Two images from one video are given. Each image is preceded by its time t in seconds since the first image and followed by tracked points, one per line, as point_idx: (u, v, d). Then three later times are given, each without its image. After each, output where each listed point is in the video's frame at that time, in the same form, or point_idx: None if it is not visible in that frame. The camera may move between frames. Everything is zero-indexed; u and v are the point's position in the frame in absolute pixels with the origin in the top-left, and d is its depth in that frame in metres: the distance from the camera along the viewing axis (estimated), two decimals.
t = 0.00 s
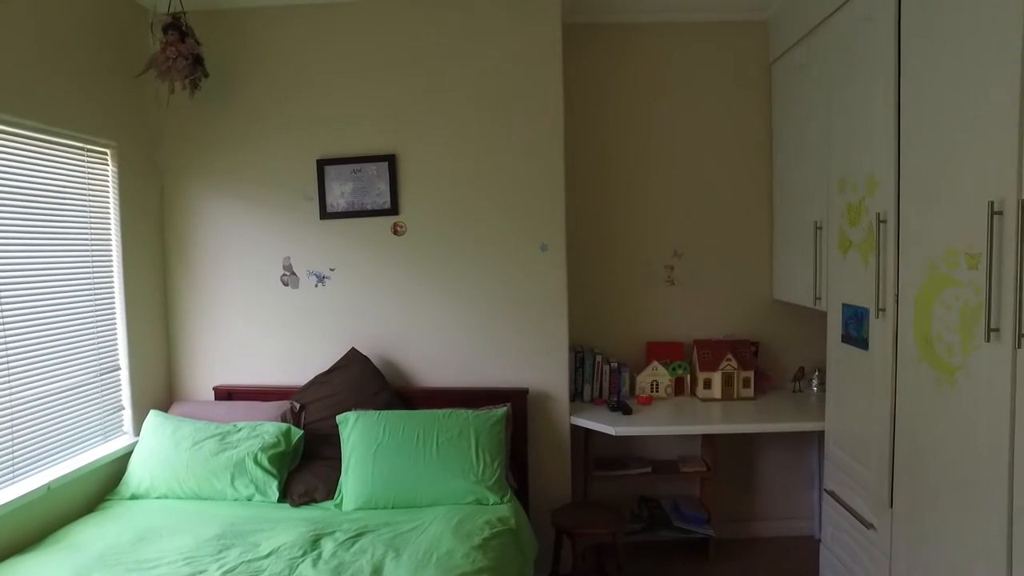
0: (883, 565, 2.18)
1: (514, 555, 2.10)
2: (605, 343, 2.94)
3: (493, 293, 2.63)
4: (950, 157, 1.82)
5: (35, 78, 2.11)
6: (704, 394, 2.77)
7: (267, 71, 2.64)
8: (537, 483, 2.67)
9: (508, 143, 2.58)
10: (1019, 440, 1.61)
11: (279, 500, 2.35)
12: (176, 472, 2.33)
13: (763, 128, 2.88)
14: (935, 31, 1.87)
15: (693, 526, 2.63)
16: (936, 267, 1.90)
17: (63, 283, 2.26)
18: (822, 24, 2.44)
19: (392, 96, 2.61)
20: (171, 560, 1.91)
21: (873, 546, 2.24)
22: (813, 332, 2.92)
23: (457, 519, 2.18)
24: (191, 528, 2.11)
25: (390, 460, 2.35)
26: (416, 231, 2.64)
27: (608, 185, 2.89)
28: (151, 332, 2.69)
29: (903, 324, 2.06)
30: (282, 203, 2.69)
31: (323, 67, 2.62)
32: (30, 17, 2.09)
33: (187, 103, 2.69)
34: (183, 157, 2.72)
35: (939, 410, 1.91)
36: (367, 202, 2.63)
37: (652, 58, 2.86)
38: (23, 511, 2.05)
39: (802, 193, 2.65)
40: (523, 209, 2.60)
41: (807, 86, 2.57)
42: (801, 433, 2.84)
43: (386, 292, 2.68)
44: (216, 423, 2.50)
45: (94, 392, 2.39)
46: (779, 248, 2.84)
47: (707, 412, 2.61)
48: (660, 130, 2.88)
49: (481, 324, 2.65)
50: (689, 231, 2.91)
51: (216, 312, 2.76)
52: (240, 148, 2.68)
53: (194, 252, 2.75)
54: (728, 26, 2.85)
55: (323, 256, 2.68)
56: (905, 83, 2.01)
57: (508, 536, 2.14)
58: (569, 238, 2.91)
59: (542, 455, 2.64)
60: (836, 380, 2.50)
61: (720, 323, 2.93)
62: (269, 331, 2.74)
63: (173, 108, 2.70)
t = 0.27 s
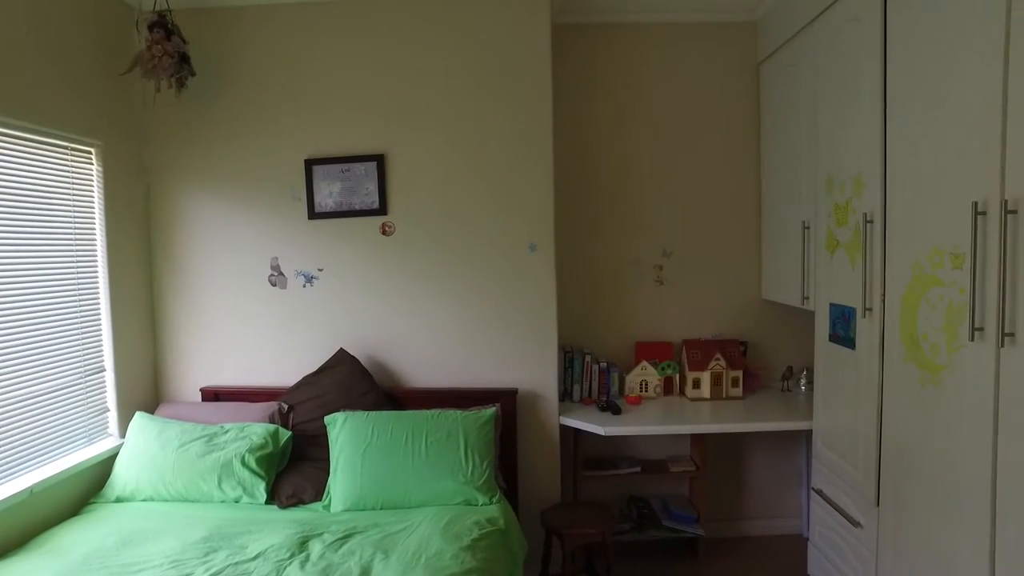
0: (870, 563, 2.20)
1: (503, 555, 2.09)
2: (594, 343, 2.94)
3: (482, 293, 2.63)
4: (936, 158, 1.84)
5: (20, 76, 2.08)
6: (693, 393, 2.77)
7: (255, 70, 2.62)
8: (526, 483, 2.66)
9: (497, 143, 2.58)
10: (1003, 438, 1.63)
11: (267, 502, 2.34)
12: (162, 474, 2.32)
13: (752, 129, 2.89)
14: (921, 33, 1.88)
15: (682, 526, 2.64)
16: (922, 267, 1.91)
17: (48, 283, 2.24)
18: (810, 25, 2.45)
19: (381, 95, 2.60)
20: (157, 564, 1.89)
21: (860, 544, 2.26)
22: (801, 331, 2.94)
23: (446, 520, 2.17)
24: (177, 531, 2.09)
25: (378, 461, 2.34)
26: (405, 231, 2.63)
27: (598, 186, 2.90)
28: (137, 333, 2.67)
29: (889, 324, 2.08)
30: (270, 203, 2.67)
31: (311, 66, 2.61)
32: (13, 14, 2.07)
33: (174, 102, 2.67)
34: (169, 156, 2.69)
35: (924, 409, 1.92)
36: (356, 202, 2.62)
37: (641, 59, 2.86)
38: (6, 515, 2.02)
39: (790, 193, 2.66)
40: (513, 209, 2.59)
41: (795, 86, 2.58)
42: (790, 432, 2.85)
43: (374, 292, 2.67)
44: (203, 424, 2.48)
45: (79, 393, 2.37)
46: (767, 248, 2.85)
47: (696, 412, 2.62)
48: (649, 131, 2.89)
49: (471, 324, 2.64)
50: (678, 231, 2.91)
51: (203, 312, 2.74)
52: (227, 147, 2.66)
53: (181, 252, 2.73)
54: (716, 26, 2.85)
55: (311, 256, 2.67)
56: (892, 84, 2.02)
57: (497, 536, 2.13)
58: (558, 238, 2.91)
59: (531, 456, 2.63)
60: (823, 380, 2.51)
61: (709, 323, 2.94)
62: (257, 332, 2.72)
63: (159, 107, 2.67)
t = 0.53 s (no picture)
0: (856, 561, 2.21)
1: (491, 556, 2.09)
2: (583, 343, 2.94)
3: (470, 293, 2.62)
4: (919, 158, 1.85)
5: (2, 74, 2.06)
6: (681, 393, 2.78)
7: (241, 69, 2.60)
8: (515, 484, 2.66)
9: (485, 143, 2.58)
10: (985, 436, 1.65)
11: (254, 504, 2.32)
12: (147, 477, 2.30)
13: (739, 130, 2.91)
14: (905, 35, 1.90)
15: (671, 526, 2.65)
16: (906, 267, 1.93)
17: (31, 284, 2.21)
18: (796, 27, 2.46)
19: (368, 95, 2.59)
20: (141, 567, 1.87)
21: (846, 542, 2.27)
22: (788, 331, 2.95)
23: (434, 521, 2.16)
24: (162, 534, 2.08)
25: (366, 462, 2.33)
26: (393, 231, 2.62)
27: (586, 186, 2.90)
28: (122, 334, 2.64)
29: (874, 323, 2.09)
30: (257, 203, 2.65)
31: (297, 65, 2.59)
32: None
33: (159, 101, 2.64)
34: (154, 156, 2.67)
35: (909, 407, 1.94)
36: (343, 202, 2.61)
37: (629, 59, 2.87)
38: None
39: (777, 194, 2.68)
40: (501, 210, 2.59)
41: (782, 87, 2.60)
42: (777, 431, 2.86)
43: (362, 293, 2.65)
44: (189, 426, 2.46)
45: (62, 395, 2.34)
46: (754, 247, 2.87)
47: (685, 411, 2.62)
48: (637, 131, 2.89)
49: (459, 325, 2.64)
50: (666, 231, 2.92)
51: (189, 313, 2.72)
52: (213, 147, 2.65)
53: (167, 252, 2.71)
54: (704, 28, 2.87)
55: (298, 257, 2.66)
56: (876, 85, 2.04)
57: (485, 537, 2.13)
58: (547, 238, 2.91)
59: (520, 456, 2.63)
60: (810, 379, 2.52)
61: (697, 322, 2.95)
62: (244, 333, 2.70)
63: (144, 106, 2.65)
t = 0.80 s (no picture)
0: (843, 559, 2.23)
1: (480, 556, 2.09)
2: (572, 343, 2.95)
3: (459, 293, 2.62)
4: (904, 159, 1.87)
5: None
6: (670, 392, 2.78)
7: (227, 68, 2.59)
8: (504, 484, 2.66)
9: (474, 142, 2.57)
10: (969, 433, 1.66)
11: (241, 506, 2.30)
12: (132, 479, 2.28)
13: (727, 130, 2.92)
14: (890, 36, 1.91)
15: (660, 525, 2.66)
16: (892, 267, 1.94)
17: (15, 285, 2.19)
18: (783, 28, 2.47)
19: (356, 95, 2.58)
20: (126, 570, 1.86)
21: (833, 540, 2.28)
22: (775, 331, 2.97)
23: (422, 522, 2.16)
24: (148, 537, 2.06)
25: (354, 463, 2.32)
26: (381, 232, 2.62)
27: (575, 186, 2.90)
28: (107, 335, 2.62)
29: (861, 322, 2.10)
30: (244, 204, 2.64)
31: (285, 65, 2.58)
32: None
33: (145, 100, 2.62)
34: (140, 155, 2.65)
35: (894, 406, 1.95)
36: (331, 202, 2.60)
37: (618, 59, 2.87)
38: None
39: (764, 194, 2.69)
40: (489, 209, 2.59)
41: (770, 88, 2.61)
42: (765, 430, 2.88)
43: (351, 293, 2.64)
44: (175, 428, 2.44)
45: (46, 398, 2.32)
46: (742, 247, 2.88)
47: (673, 411, 2.63)
48: (626, 131, 2.90)
49: (448, 325, 2.63)
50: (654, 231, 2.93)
51: (176, 314, 2.70)
52: (199, 147, 2.63)
53: (153, 253, 2.68)
54: (692, 28, 2.88)
55: (286, 257, 2.64)
56: (862, 86, 2.05)
57: (474, 538, 2.13)
58: (536, 238, 2.91)
59: (509, 457, 2.63)
60: (797, 378, 2.53)
61: (686, 322, 2.96)
62: (231, 334, 2.69)
63: (130, 105, 2.63)
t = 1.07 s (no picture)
0: (828, 557, 2.24)
1: (468, 557, 2.09)
2: (561, 343, 2.95)
3: (447, 293, 2.61)
4: (889, 159, 1.88)
5: None
6: (658, 392, 2.79)
7: (213, 68, 2.57)
8: (492, 485, 2.66)
9: (462, 142, 2.57)
10: (951, 432, 1.68)
11: (228, 508, 2.29)
12: (117, 482, 2.26)
13: (715, 131, 2.93)
14: (875, 38, 1.92)
15: (648, 525, 2.67)
16: (876, 267, 1.95)
17: None
18: (770, 29, 2.49)
19: (343, 95, 2.57)
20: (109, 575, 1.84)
21: (819, 538, 2.30)
22: (762, 331, 2.98)
23: (410, 523, 2.15)
24: (132, 540, 2.04)
25: (341, 464, 2.32)
26: (368, 232, 2.61)
27: (564, 186, 2.90)
28: (91, 337, 2.59)
29: (846, 322, 2.12)
30: (230, 204, 2.62)
31: (271, 64, 2.57)
32: None
33: (129, 99, 2.60)
34: (125, 155, 2.63)
35: (879, 405, 1.96)
36: (318, 202, 2.59)
37: (606, 60, 2.88)
38: None
39: (751, 194, 2.70)
40: (478, 210, 2.58)
41: (756, 88, 2.62)
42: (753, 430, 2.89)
43: (338, 294, 2.63)
44: (161, 430, 2.43)
45: (28, 400, 2.30)
46: (730, 248, 2.89)
47: (661, 411, 2.63)
48: (614, 132, 2.90)
49: (436, 326, 2.63)
50: (642, 232, 2.93)
51: (161, 315, 2.68)
52: (184, 147, 2.61)
53: (138, 253, 2.66)
54: (680, 29, 2.88)
55: (273, 258, 2.63)
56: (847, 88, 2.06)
57: (462, 539, 2.12)
58: (524, 238, 2.91)
59: (496, 457, 2.63)
60: (784, 378, 2.55)
61: (674, 322, 2.97)
62: (217, 334, 2.67)
63: (114, 104, 2.61)
